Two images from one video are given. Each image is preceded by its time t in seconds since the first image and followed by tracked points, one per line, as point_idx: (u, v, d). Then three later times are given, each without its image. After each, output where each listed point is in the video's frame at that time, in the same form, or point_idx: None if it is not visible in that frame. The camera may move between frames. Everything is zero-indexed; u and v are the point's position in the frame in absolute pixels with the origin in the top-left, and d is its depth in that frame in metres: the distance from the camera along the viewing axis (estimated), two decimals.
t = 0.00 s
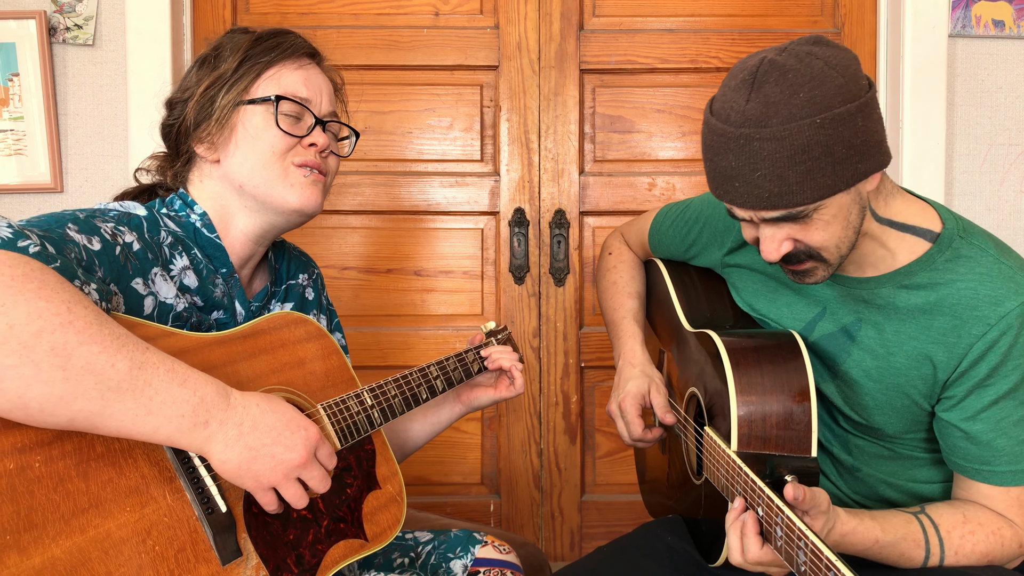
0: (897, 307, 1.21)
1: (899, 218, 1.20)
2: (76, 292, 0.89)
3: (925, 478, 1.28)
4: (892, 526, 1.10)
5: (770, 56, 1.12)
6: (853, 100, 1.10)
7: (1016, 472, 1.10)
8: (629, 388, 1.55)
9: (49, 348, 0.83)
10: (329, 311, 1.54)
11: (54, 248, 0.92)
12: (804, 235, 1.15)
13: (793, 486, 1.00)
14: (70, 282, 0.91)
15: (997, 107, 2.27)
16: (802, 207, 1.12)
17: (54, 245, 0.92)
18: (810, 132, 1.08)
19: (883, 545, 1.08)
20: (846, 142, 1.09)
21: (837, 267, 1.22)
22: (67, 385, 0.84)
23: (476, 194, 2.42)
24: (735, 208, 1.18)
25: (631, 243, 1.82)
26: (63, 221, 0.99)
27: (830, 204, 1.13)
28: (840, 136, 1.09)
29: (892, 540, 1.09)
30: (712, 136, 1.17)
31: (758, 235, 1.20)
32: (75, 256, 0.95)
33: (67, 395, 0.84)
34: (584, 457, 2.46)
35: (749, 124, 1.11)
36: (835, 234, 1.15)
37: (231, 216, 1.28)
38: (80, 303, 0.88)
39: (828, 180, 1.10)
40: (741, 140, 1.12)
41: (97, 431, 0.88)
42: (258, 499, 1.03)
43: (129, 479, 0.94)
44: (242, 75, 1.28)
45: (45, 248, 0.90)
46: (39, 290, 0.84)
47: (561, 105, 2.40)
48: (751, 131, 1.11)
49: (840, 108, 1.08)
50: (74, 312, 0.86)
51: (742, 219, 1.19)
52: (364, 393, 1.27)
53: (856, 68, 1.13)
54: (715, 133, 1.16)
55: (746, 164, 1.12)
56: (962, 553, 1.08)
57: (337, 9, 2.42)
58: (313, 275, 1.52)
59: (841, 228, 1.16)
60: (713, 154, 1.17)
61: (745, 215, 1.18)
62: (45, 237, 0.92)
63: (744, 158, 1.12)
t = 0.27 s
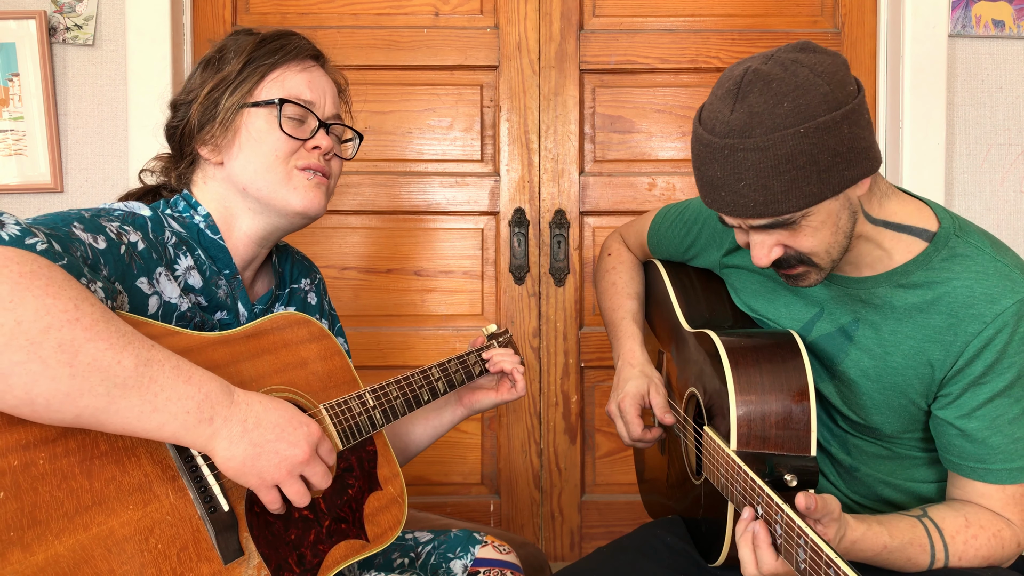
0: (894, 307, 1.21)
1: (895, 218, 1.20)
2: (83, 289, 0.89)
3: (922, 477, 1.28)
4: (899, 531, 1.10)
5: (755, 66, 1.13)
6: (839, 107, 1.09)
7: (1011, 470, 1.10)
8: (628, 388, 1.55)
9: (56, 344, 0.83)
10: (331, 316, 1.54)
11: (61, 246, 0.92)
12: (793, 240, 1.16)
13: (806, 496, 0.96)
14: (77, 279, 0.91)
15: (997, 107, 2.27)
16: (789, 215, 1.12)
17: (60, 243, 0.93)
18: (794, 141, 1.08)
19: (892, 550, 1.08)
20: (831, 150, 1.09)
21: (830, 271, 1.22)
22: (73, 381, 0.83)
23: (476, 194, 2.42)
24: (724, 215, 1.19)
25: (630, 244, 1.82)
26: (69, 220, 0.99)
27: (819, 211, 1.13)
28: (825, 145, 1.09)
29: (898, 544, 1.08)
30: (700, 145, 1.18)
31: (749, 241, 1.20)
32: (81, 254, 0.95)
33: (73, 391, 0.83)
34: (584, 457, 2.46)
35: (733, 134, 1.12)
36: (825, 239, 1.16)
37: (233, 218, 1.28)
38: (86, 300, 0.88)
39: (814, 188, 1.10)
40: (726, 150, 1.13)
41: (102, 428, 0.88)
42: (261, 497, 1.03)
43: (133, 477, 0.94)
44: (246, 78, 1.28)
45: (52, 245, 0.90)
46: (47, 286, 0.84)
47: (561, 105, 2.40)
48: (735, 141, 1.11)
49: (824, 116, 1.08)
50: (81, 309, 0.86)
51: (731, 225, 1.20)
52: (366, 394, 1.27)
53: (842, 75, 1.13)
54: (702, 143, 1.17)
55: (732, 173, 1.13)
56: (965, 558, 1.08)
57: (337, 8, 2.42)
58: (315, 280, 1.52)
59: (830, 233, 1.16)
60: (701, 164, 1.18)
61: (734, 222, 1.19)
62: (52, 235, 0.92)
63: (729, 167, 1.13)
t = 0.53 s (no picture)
0: (898, 304, 1.22)
1: (899, 217, 1.21)
2: (90, 285, 0.89)
3: (924, 475, 1.28)
4: (904, 531, 1.08)
5: (756, 65, 1.13)
6: (838, 107, 1.09)
7: (1013, 467, 1.10)
8: (632, 386, 1.55)
9: (64, 339, 0.83)
10: (333, 319, 1.54)
11: (69, 243, 0.92)
12: (792, 236, 1.16)
13: (813, 492, 0.98)
14: (84, 276, 0.92)
15: (997, 107, 2.27)
16: (786, 212, 1.12)
17: (68, 240, 0.93)
18: (791, 139, 1.08)
19: (896, 551, 1.06)
20: (829, 148, 1.09)
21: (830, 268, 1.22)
22: (82, 376, 0.84)
23: (476, 194, 2.42)
24: (723, 211, 1.20)
25: (633, 245, 1.82)
26: (77, 218, 1.00)
27: (818, 207, 1.13)
28: (822, 144, 1.09)
29: (903, 545, 1.07)
30: (700, 142, 1.19)
31: (749, 236, 1.21)
32: (88, 251, 0.96)
33: (81, 386, 0.84)
34: (584, 457, 2.46)
35: (731, 132, 1.13)
36: (824, 236, 1.16)
37: (237, 218, 1.28)
38: (94, 296, 0.88)
39: (810, 186, 1.10)
40: (724, 147, 1.14)
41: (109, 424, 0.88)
42: (266, 493, 1.03)
43: (138, 473, 0.94)
44: (248, 79, 1.28)
45: (60, 241, 0.90)
46: (56, 282, 0.85)
47: (561, 105, 2.40)
48: (732, 139, 1.12)
49: (822, 115, 1.08)
50: (88, 304, 0.86)
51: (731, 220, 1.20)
52: (369, 395, 1.27)
53: (844, 75, 1.13)
54: (702, 141, 1.18)
55: (730, 170, 1.14)
56: (968, 558, 1.07)
57: (337, 9, 2.41)
58: (319, 282, 1.52)
59: (830, 231, 1.16)
60: (701, 160, 1.19)
61: (733, 217, 1.19)
62: (60, 232, 0.93)
63: (727, 164, 1.14)
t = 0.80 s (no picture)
0: (909, 300, 1.22)
1: (911, 215, 1.22)
2: (97, 281, 0.89)
3: (931, 474, 1.27)
4: (909, 532, 1.08)
5: (780, 55, 1.13)
6: (859, 100, 1.09)
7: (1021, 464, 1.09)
8: (638, 383, 1.55)
9: (70, 333, 0.83)
10: (336, 322, 1.55)
11: (77, 240, 0.92)
12: (808, 227, 1.16)
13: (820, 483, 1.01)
14: (91, 272, 0.92)
15: (997, 107, 2.27)
16: (805, 203, 1.13)
17: (76, 236, 0.93)
18: (813, 129, 1.08)
19: (900, 551, 1.06)
20: (849, 140, 1.09)
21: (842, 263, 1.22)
22: (86, 370, 0.84)
23: (476, 194, 2.42)
24: (741, 199, 1.20)
25: (642, 245, 1.82)
26: (85, 216, 1.00)
27: (835, 200, 1.14)
28: (843, 135, 1.09)
29: (908, 546, 1.07)
30: (721, 130, 1.19)
31: (765, 227, 1.21)
32: (95, 248, 0.96)
33: (86, 380, 0.84)
34: (584, 457, 2.46)
35: (754, 120, 1.12)
36: (840, 229, 1.16)
37: (241, 221, 1.28)
38: (100, 291, 0.88)
39: (830, 177, 1.10)
40: (746, 135, 1.13)
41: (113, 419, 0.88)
42: (267, 492, 1.03)
43: (141, 468, 0.94)
44: (252, 82, 1.28)
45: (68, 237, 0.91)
46: (63, 277, 0.85)
47: (561, 105, 2.40)
48: (755, 127, 1.12)
49: (844, 107, 1.08)
50: (94, 299, 0.86)
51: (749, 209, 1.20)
52: (373, 396, 1.27)
53: (866, 69, 1.13)
54: (724, 128, 1.18)
55: (751, 158, 1.14)
56: (972, 557, 1.06)
57: (336, 9, 2.41)
58: (324, 287, 1.52)
59: (846, 224, 1.16)
60: (722, 148, 1.19)
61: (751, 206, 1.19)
62: (68, 229, 0.93)
63: (748, 152, 1.14)
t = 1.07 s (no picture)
0: (921, 299, 1.22)
1: (926, 214, 1.22)
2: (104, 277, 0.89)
3: (937, 474, 1.28)
4: (914, 530, 1.08)
5: (811, 46, 1.13)
6: (887, 95, 1.09)
7: None
8: (643, 381, 1.56)
9: (78, 328, 0.83)
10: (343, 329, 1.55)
11: (86, 237, 0.93)
12: (828, 220, 1.17)
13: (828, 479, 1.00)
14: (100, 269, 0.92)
15: (997, 107, 2.27)
16: (828, 194, 1.13)
17: (85, 234, 0.93)
18: (842, 120, 1.08)
19: (905, 550, 1.06)
20: (876, 133, 1.09)
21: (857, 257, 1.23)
22: (93, 366, 0.84)
23: (476, 194, 2.42)
24: (763, 188, 1.19)
25: (650, 244, 1.83)
26: (94, 215, 1.00)
27: (857, 194, 1.14)
28: (870, 129, 1.09)
29: (913, 544, 1.07)
30: (748, 118, 1.19)
31: (784, 217, 1.21)
32: (104, 247, 0.96)
33: (92, 376, 0.84)
34: (584, 457, 2.46)
35: (783, 109, 1.12)
36: (858, 223, 1.17)
37: (249, 227, 1.28)
38: (107, 287, 0.88)
39: (856, 169, 1.10)
40: (774, 124, 1.13)
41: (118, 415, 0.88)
42: (271, 492, 1.03)
43: (145, 464, 0.94)
44: (259, 88, 1.28)
45: (78, 235, 0.91)
46: (72, 272, 0.85)
47: (561, 105, 2.40)
48: (784, 116, 1.12)
49: (873, 101, 1.08)
50: (102, 295, 0.86)
51: (770, 199, 1.20)
52: (376, 397, 1.27)
53: (893, 65, 1.13)
54: (751, 116, 1.17)
55: (778, 147, 1.13)
56: (976, 556, 1.06)
57: (336, 9, 2.41)
58: (329, 294, 1.52)
59: (866, 219, 1.17)
60: (748, 137, 1.18)
61: (772, 195, 1.19)
62: (78, 227, 0.93)
63: (776, 141, 1.13)
